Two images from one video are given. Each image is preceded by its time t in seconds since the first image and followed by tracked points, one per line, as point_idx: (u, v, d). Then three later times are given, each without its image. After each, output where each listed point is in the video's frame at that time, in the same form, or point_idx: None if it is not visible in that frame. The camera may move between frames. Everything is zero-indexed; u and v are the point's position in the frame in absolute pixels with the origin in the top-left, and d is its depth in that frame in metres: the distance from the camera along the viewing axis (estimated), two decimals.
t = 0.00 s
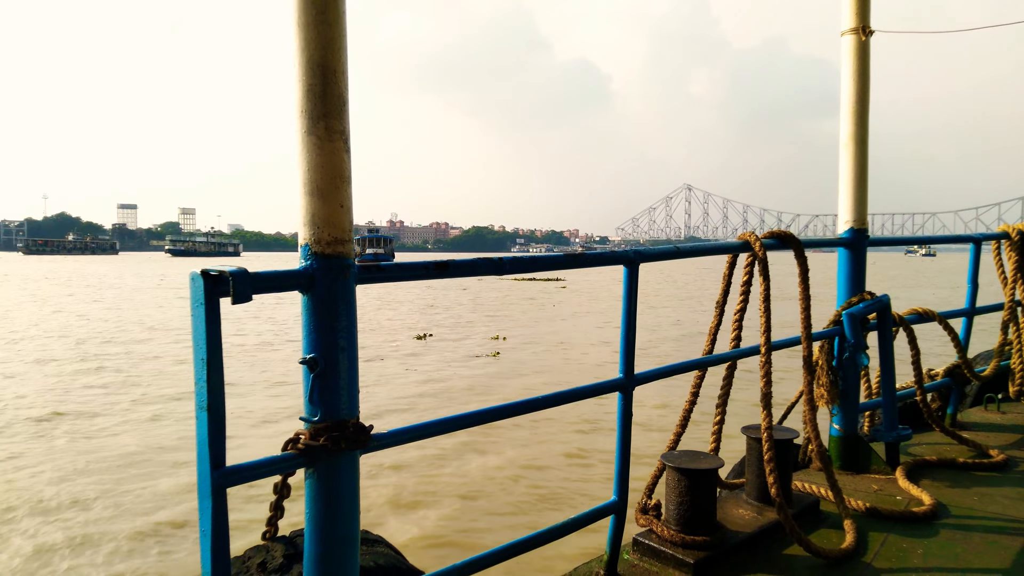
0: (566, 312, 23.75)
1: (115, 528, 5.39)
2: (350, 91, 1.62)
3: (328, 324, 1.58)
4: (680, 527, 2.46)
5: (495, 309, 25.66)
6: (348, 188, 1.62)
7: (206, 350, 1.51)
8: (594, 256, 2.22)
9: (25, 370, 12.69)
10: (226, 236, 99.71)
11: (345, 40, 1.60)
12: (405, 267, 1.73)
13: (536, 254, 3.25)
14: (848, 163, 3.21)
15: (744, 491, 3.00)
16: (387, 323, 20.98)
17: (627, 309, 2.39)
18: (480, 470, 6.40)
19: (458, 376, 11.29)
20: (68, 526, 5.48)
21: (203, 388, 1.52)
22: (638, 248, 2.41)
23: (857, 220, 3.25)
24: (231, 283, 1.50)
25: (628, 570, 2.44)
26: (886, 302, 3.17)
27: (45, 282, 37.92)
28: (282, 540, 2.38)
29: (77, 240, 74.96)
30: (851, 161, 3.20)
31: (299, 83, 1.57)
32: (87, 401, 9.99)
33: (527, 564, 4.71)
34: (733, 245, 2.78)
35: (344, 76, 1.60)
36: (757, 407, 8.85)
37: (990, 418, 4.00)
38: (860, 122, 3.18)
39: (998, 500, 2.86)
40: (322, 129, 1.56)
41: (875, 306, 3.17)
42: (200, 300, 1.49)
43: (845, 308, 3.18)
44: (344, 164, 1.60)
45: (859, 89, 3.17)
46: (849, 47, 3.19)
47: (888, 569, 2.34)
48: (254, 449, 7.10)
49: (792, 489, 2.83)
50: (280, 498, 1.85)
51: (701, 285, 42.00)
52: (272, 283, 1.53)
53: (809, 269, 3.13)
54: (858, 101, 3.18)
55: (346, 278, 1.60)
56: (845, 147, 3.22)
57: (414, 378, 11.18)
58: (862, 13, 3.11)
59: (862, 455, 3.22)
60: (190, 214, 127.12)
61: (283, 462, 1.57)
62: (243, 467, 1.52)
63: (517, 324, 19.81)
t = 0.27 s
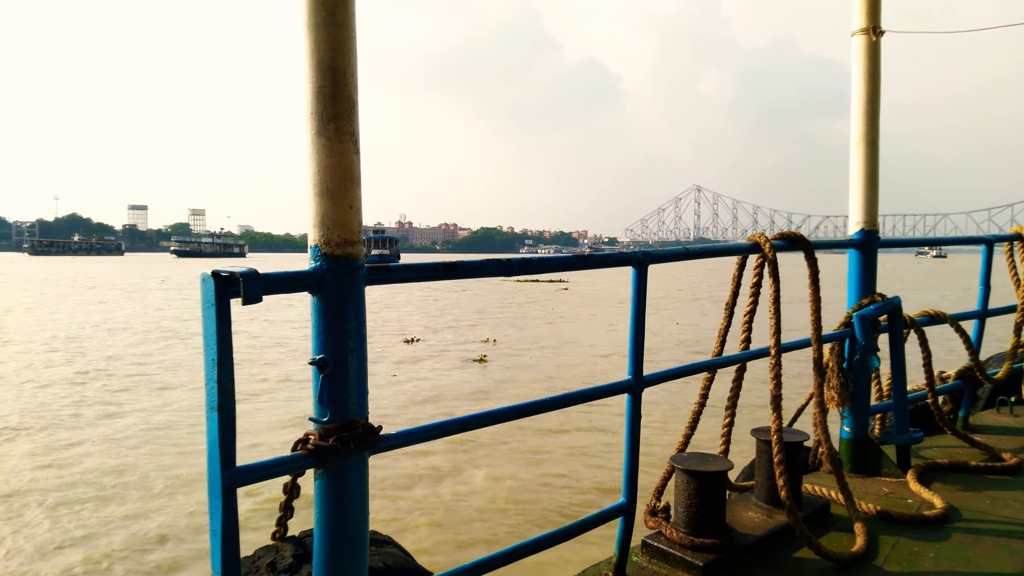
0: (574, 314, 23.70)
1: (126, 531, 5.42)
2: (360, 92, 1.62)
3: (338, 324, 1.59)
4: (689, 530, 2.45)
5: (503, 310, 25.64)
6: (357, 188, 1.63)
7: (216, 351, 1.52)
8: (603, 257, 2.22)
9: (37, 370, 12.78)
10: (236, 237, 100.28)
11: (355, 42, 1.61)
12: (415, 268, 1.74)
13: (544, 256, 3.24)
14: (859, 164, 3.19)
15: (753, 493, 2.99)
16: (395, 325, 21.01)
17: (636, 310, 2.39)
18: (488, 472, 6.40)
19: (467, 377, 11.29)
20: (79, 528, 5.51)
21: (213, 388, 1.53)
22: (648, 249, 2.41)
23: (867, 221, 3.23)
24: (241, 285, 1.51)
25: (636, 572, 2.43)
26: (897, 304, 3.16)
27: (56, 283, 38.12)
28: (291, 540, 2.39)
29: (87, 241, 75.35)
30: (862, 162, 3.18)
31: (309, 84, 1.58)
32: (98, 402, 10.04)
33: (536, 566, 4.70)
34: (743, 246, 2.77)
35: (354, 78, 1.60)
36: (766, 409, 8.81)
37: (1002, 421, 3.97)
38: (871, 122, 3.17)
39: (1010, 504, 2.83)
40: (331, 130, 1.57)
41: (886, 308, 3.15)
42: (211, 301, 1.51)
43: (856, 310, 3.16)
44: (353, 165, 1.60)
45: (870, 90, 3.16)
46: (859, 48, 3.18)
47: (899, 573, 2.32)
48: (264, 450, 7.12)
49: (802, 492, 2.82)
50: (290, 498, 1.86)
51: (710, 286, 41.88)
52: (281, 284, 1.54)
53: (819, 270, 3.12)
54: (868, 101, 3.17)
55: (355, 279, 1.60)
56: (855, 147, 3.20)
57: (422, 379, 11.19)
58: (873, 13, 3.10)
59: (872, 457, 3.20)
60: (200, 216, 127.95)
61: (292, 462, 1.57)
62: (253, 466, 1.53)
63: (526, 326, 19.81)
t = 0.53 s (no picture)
0: (579, 316, 23.66)
1: (132, 532, 5.43)
2: (365, 94, 1.63)
3: (343, 326, 1.59)
4: (694, 532, 2.45)
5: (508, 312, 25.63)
6: (362, 191, 1.63)
7: (222, 353, 1.53)
8: (608, 259, 2.22)
9: (45, 372, 12.83)
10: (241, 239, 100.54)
11: (360, 45, 1.61)
12: (420, 270, 1.75)
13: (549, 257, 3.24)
14: (865, 166, 3.19)
15: (759, 496, 2.98)
16: (400, 327, 21.01)
17: (641, 312, 2.39)
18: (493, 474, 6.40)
19: (471, 379, 11.29)
20: (87, 530, 5.52)
21: (219, 390, 1.53)
22: (652, 251, 2.40)
23: (873, 223, 3.22)
24: (247, 287, 1.52)
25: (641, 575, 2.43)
26: (902, 306, 3.15)
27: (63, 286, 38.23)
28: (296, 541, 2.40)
29: (94, 243, 75.52)
30: (867, 164, 3.17)
31: (315, 87, 1.59)
32: (104, 404, 10.06)
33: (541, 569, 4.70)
34: (748, 248, 2.77)
35: (359, 81, 1.61)
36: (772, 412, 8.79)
37: (1009, 424, 3.95)
38: (877, 124, 3.16)
39: (1017, 507, 2.82)
40: (337, 133, 1.58)
41: (892, 311, 3.14)
42: (218, 303, 1.51)
43: (861, 312, 3.16)
44: (359, 168, 1.61)
45: (875, 91, 3.15)
46: (865, 50, 3.17)
47: None
48: (270, 452, 7.14)
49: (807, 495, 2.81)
50: (295, 500, 1.86)
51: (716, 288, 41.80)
52: (287, 286, 1.55)
53: (824, 273, 3.11)
54: (874, 103, 3.16)
55: (361, 281, 1.61)
56: (861, 149, 3.19)
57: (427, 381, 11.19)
58: (879, 15, 3.09)
59: (878, 460, 3.19)
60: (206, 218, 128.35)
61: (297, 464, 1.58)
62: (258, 468, 1.54)
63: (531, 328, 19.81)
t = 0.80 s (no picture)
0: (585, 315, 23.63)
1: (140, 527, 5.46)
2: (371, 93, 1.63)
3: (349, 324, 1.60)
4: (700, 531, 2.45)
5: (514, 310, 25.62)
6: (369, 189, 1.63)
7: (229, 350, 1.53)
8: (615, 258, 2.22)
9: (52, 369, 12.90)
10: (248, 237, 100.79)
11: (366, 43, 1.62)
12: (426, 268, 1.75)
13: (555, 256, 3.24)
14: (873, 165, 3.17)
15: (765, 495, 2.98)
16: (406, 326, 21.03)
17: (647, 311, 2.38)
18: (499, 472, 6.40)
19: (477, 378, 11.29)
20: (94, 525, 5.55)
21: (227, 387, 1.54)
22: (659, 250, 2.40)
23: (881, 222, 3.21)
24: (254, 284, 1.52)
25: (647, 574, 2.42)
26: (911, 305, 3.13)
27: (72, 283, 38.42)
28: (303, 539, 2.41)
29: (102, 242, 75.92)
30: (875, 162, 3.16)
31: (322, 85, 1.59)
32: (111, 401, 10.11)
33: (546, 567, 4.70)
34: (755, 247, 2.76)
35: (366, 79, 1.61)
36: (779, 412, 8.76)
37: (1018, 424, 3.92)
38: (885, 123, 3.14)
39: None
40: (344, 131, 1.58)
41: (899, 310, 3.13)
42: (225, 300, 1.52)
43: (869, 311, 3.14)
44: (365, 166, 1.61)
45: (883, 90, 3.13)
46: (873, 48, 3.15)
47: None
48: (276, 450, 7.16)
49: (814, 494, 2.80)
50: (301, 497, 1.87)
51: (723, 287, 41.60)
52: (294, 284, 1.55)
53: (832, 272, 3.10)
54: (882, 101, 3.14)
55: (367, 279, 1.61)
56: (869, 148, 3.18)
57: (433, 380, 11.21)
58: (887, 13, 3.07)
59: (886, 460, 3.18)
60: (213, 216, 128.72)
61: (304, 461, 1.58)
62: (265, 465, 1.54)
63: (536, 327, 19.77)
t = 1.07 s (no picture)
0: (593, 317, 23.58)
1: (150, 525, 5.49)
2: (381, 96, 1.64)
3: (358, 326, 1.60)
4: (709, 535, 2.44)
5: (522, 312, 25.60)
6: (378, 192, 1.64)
7: (239, 352, 1.54)
8: (623, 260, 2.22)
9: (63, 367, 12.99)
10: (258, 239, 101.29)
11: (376, 46, 1.63)
12: (435, 271, 1.76)
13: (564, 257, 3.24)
14: (883, 166, 3.15)
15: (775, 499, 2.96)
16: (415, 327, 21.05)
17: (655, 313, 2.38)
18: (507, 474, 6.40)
19: (486, 380, 11.29)
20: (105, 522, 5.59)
21: (236, 389, 1.55)
22: (667, 252, 2.40)
23: (891, 224, 3.19)
24: (264, 286, 1.53)
25: None
26: (921, 308, 3.11)
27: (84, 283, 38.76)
28: (311, 540, 2.42)
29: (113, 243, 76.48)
30: (886, 164, 3.14)
31: (331, 88, 1.60)
32: (122, 400, 10.18)
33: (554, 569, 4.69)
34: (764, 249, 2.75)
35: (375, 82, 1.62)
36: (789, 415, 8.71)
37: None
38: (895, 125, 3.13)
39: None
40: (353, 134, 1.59)
41: (910, 312, 3.11)
42: (235, 302, 1.53)
43: (879, 314, 3.12)
44: (375, 168, 1.62)
45: (894, 91, 3.12)
46: (883, 50, 3.14)
47: None
48: (285, 450, 7.18)
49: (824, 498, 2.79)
50: (310, 498, 1.87)
51: (732, 290, 41.40)
52: (304, 286, 1.56)
53: (842, 275, 3.09)
54: (893, 103, 3.13)
55: (376, 281, 1.62)
56: (880, 149, 3.16)
57: (442, 381, 11.22)
58: (898, 15, 3.05)
59: (896, 464, 3.15)
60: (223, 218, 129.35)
61: (313, 462, 1.59)
62: (275, 466, 1.55)
63: (544, 328, 19.76)
